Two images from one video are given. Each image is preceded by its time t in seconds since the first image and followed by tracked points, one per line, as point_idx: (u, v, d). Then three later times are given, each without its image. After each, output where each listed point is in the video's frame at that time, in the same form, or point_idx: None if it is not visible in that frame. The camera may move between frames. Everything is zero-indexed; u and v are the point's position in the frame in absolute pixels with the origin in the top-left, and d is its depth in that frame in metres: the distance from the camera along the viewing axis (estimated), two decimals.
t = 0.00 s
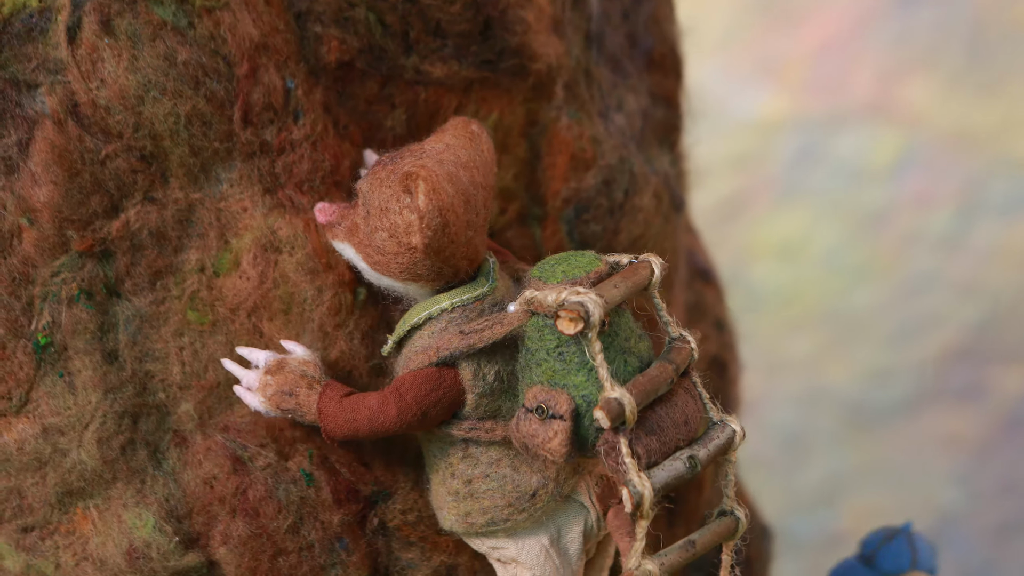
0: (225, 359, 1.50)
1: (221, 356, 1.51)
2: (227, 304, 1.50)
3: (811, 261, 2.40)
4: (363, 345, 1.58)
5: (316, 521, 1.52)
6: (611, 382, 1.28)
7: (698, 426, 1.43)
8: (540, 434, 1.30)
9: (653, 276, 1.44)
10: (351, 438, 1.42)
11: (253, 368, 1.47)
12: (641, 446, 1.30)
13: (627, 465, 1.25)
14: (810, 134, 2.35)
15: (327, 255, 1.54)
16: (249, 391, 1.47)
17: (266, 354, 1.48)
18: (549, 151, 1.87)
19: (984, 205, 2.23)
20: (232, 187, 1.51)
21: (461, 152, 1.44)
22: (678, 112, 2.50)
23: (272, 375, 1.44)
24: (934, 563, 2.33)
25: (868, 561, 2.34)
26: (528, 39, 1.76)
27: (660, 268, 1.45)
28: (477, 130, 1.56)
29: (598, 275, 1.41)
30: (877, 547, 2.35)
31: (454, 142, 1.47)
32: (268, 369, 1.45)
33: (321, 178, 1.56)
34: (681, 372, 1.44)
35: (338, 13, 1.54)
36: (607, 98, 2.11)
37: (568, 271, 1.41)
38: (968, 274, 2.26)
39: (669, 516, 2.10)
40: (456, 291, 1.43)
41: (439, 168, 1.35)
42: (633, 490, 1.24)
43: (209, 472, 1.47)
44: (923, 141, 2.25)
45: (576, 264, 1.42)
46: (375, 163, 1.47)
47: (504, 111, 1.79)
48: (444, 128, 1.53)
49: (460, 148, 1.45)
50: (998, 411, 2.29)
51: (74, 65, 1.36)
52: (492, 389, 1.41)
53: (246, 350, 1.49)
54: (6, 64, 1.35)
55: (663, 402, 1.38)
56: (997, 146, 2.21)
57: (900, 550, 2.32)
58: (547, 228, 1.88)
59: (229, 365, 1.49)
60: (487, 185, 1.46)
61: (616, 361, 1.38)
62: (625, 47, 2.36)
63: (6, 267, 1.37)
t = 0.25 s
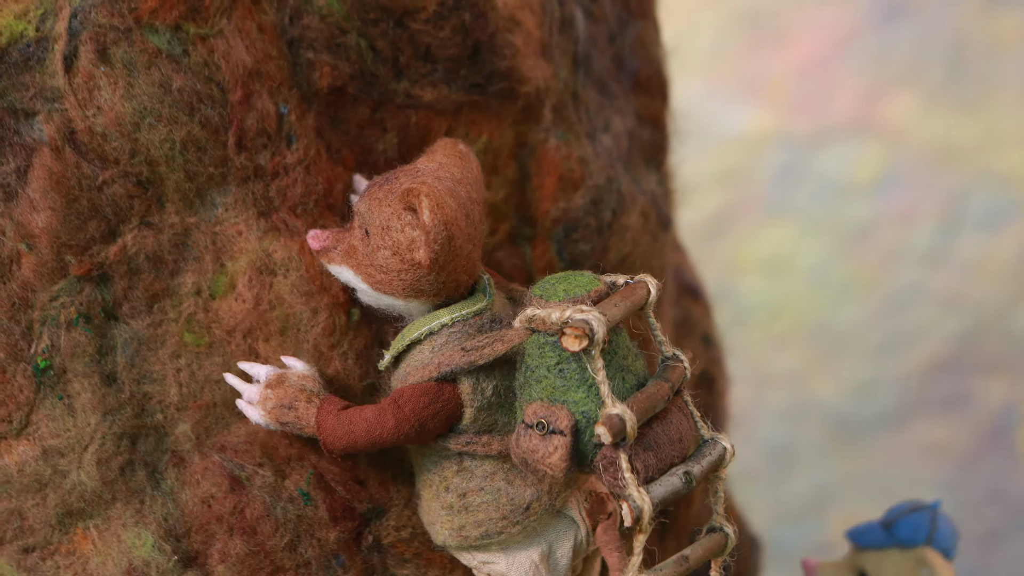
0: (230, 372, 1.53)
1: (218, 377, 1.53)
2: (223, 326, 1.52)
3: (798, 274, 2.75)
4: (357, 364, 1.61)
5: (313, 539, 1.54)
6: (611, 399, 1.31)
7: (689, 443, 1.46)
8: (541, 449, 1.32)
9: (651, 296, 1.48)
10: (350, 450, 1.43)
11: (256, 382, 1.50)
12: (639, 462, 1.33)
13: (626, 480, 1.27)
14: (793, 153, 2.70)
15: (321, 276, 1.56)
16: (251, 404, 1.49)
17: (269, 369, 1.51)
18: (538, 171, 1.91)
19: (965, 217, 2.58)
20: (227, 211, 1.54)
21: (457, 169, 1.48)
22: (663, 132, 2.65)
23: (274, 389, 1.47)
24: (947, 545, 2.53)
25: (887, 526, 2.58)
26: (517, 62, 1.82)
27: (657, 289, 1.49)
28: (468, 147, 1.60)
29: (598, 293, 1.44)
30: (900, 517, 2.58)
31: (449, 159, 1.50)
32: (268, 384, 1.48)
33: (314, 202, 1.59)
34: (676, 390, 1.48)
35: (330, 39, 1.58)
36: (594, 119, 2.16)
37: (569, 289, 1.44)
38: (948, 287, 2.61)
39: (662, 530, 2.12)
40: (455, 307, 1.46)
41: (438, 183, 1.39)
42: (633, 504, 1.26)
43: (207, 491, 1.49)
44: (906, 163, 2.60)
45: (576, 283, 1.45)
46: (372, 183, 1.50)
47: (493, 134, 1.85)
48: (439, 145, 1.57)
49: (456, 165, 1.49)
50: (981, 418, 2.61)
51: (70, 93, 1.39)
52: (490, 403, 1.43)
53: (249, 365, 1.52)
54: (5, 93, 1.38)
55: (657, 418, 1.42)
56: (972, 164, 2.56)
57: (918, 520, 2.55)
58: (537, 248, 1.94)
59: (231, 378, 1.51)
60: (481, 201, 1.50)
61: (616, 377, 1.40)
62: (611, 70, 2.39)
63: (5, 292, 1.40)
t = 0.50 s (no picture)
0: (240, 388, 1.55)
1: (216, 397, 1.54)
2: (221, 346, 1.54)
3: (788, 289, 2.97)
4: (354, 381, 1.61)
5: (310, 554, 1.55)
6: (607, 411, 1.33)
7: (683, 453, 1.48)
8: (537, 460, 1.34)
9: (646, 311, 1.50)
10: (349, 458, 1.45)
11: (262, 394, 1.52)
12: (635, 473, 1.35)
13: (622, 491, 1.30)
14: (784, 167, 2.88)
15: (317, 295, 1.58)
16: (259, 416, 1.52)
17: (274, 379, 1.53)
18: (530, 190, 1.95)
19: (947, 229, 2.80)
20: (223, 232, 1.56)
21: (456, 183, 1.50)
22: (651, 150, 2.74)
23: (280, 399, 1.49)
24: (933, 522, 2.54)
25: (875, 501, 2.61)
26: (508, 83, 1.86)
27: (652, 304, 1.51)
28: (466, 165, 1.62)
29: (594, 307, 1.46)
30: (887, 493, 2.59)
31: (448, 175, 1.53)
32: (274, 396, 1.50)
33: (310, 222, 1.61)
34: (670, 404, 1.50)
35: (324, 62, 1.61)
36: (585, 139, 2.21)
37: (566, 301, 1.46)
38: (935, 299, 2.84)
39: (656, 542, 2.14)
40: (454, 318, 1.48)
41: (438, 196, 1.41)
42: (627, 515, 1.28)
43: (206, 508, 1.51)
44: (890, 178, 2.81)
45: (572, 296, 1.47)
46: (372, 199, 1.52)
47: (486, 153, 1.88)
48: (440, 163, 1.59)
49: (455, 180, 1.51)
50: (970, 426, 2.84)
51: (69, 118, 1.41)
52: (487, 414, 1.45)
53: (257, 376, 1.54)
54: (5, 117, 1.41)
55: (654, 430, 1.44)
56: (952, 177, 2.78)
57: (905, 497, 2.55)
58: (530, 266, 1.98)
59: (242, 393, 1.54)
60: (481, 215, 1.52)
61: (611, 389, 1.42)
62: (601, 90, 2.43)
63: (6, 314, 1.42)
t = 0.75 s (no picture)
0: (243, 409, 1.57)
1: (214, 411, 1.56)
2: (218, 360, 1.56)
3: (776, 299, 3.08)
4: (349, 395, 1.63)
5: (308, 566, 1.53)
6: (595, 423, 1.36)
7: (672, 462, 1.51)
8: (528, 472, 1.36)
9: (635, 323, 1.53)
10: (347, 476, 1.47)
11: (260, 411, 1.54)
12: (625, 484, 1.37)
13: (610, 502, 1.32)
14: (771, 181, 3.01)
15: (312, 310, 1.60)
16: (260, 435, 1.54)
17: (272, 400, 1.54)
18: (521, 205, 2.00)
19: (933, 239, 2.87)
20: (220, 249, 1.58)
21: (448, 199, 1.53)
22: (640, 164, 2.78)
23: (278, 419, 1.51)
24: (911, 507, 2.52)
25: (854, 482, 2.58)
26: (500, 99, 1.90)
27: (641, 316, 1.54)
28: (457, 180, 1.64)
29: (583, 320, 1.48)
30: (867, 475, 2.57)
31: (439, 190, 1.55)
32: (271, 413, 1.52)
33: (305, 238, 1.64)
34: (660, 415, 1.52)
35: (317, 80, 1.64)
36: (575, 154, 2.25)
37: (555, 315, 1.48)
38: (921, 305, 2.90)
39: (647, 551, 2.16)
40: (446, 333, 1.50)
41: (430, 211, 1.44)
42: (617, 526, 1.31)
43: (204, 521, 1.50)
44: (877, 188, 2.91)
45: (562, 310, 1.50)
46: (364, 215, 1.54)
47: (478, 169, 1.92)
48: (430, 179, 1.61)
49: (446, 195, 1.53)
50: (958, 433, 2.87)
51: (67, 137, 1.43)
52: (479, 427, 1.47)
53: (257, 398, 1.56)
54: (4, 137, 1.43)
55: (642, 441, 1.46)
56: (937, 188, 2.87)
57: (884, 479, 2.52)
58: (522, 279, 2.01)
59: (243, 414, 1.55)
60: (473, 231, 1.54)
61: (600, 401, 1.44)
62: (591, 106, 2.50)
63: (6, 331, 1.44)
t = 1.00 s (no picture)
0: (240, 418, 1.58)
1: (212, 421, 1.57)
2: (216, 372, 1.57)
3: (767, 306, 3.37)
4: (345, 405, 1.65)
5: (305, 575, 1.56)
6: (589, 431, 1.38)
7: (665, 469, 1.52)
8: (522, 480, 1.38)
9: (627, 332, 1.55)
10: (344, 485, 1.49)
11: (258, 422, 1.55)
12: (618, 492, 1.39)
13: (605, 510, 1.33)
14: (762, 185, 3.29)
15: (309, 322, 1.62)
16: (259, 444, 1.55)
17: (269, 410, 1.56)
18: (515, 216, 2.02)
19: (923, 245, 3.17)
20: (217, 261, 1.59)
21: (440, 211, 1.55)
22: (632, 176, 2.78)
23: (276, 429, 1.53)
24: (911, 483, 2.39)
25: (855, 453, 2.45)
26: (493, 111, 1.92)
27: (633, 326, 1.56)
28: (449, 193, 1.67)
29: (576, 330, 1.49)
30: (869, 447, 2.43)
31: (431, 203, 1.57)
32: (270, 425, 1.54)
33: (301, 250, 1.66)
34: (653, 423, 1.54)
35: (313, 94, 1.66)
36: (568, 165, 2.28)
37: (548, 325, 1.50)
38: (914, 311, 3.19)
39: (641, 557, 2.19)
40: (441, 344, 1.52)
41: (421, 224, 1.45)
42: (611, 533, 1.32)
43: (203, 531, 1.52)
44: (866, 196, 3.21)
45: (554, 320, 1.51)
46: (358, 228, 1.56)
47: (472, 180, 1.94)
48: (422, 191, 1.62)
49: (438, 207, 1.55)
50: (954, 438, 3.13)
51: (65, 152, 1.45)
52: (474, 436, 1.49)
53: (254, 408, 1.57)
54: (3, 152, 1.45)
55: (635, 449, 1.48)
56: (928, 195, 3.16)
57: (887, 454, 2.39)
58: (516, 289, 2.03)
59: (241, 424, 1.57)
60: (464, 242, 1.56)
61: (594, 410, 1.46)
62: (584, 117, 2.51)
63: (6, 343, 1.46)
